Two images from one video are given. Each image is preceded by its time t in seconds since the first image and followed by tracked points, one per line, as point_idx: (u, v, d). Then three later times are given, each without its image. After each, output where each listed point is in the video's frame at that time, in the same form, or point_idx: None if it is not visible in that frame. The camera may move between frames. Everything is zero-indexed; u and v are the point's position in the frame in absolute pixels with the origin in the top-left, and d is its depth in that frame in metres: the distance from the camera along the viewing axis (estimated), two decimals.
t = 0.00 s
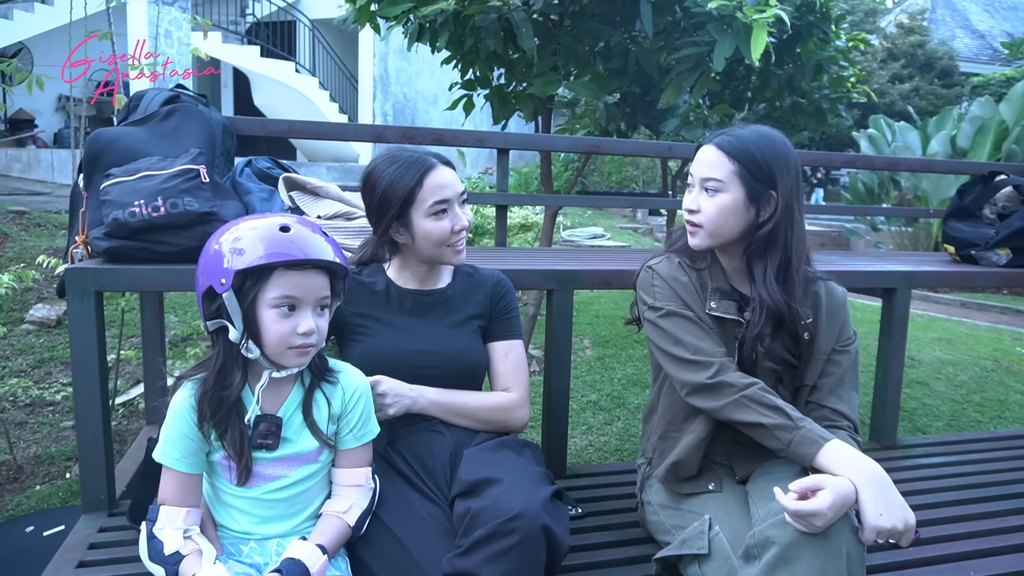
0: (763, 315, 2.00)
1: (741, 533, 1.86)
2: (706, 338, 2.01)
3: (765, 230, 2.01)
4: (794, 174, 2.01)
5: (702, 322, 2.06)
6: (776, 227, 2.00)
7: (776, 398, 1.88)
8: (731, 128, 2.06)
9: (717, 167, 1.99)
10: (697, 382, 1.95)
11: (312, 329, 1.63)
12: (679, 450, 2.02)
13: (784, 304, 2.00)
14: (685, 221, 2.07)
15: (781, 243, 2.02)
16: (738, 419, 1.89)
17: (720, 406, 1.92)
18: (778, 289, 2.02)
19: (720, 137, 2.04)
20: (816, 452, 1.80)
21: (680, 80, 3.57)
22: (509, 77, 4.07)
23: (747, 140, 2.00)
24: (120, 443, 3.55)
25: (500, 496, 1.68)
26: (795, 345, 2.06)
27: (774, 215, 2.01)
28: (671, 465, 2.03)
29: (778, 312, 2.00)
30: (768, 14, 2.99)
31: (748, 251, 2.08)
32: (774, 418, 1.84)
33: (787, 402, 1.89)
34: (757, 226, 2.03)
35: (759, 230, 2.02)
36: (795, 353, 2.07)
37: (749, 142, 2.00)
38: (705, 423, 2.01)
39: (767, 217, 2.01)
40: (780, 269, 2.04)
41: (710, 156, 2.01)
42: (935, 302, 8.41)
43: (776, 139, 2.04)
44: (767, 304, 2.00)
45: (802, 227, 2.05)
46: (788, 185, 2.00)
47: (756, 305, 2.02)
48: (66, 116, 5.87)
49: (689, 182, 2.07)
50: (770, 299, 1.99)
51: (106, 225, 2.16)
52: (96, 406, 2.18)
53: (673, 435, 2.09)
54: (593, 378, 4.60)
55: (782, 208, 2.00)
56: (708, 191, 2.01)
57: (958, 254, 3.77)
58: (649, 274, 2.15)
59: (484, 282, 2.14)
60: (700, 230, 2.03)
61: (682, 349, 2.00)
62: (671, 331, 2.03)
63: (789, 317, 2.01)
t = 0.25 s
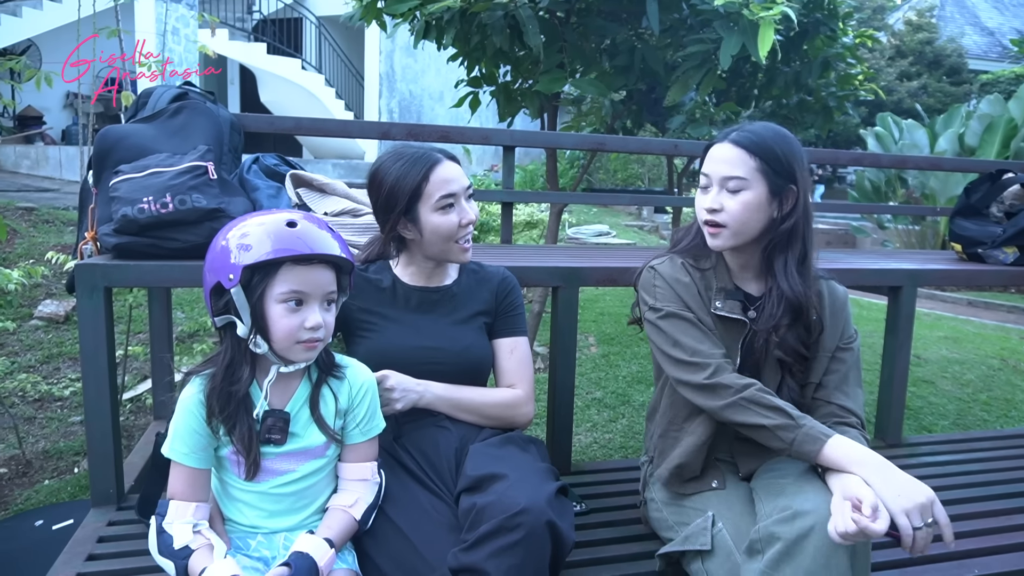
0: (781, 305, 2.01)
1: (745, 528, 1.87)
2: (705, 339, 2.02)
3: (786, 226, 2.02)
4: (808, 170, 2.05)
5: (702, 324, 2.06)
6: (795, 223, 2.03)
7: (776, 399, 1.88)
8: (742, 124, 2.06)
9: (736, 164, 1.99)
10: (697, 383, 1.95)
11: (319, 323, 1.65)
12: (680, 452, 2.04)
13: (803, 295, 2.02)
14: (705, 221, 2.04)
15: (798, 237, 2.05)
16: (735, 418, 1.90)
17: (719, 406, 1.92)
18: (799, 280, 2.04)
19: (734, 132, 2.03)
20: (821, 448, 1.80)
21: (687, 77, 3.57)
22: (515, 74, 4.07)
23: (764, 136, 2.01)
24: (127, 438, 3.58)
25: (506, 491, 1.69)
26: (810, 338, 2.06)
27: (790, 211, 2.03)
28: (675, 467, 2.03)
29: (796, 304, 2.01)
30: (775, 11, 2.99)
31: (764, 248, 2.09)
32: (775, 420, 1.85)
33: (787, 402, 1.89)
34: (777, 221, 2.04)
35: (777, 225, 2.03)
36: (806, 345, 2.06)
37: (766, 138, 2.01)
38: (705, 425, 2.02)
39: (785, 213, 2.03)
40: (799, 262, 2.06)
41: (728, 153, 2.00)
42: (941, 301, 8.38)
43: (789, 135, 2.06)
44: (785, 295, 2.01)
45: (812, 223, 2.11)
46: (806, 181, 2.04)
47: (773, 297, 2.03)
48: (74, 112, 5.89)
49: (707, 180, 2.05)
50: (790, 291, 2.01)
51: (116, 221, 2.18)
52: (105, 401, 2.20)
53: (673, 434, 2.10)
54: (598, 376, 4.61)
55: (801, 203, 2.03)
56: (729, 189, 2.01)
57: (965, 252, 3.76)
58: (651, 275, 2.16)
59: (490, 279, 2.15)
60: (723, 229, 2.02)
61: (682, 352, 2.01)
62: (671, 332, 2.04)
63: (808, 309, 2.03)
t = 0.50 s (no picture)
0: (799, 289, 2.08)
1: (744, 526, 1.88)
2: (694, 338, 2.03)
3: (795, 224, 2.07)
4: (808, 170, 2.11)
5: (690, 325, 2.07)
6: (802, 219, 2.08)
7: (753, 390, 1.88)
8: (745, 122, 2.08)
9: (752, 159, 2.00)
10: (678, 380, 1.97)
11: (319, 323, 1.66)
12: (674, 461, 2.04)
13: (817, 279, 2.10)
14: (722, 218, 2.03)
15: (804, 232, 2.10)
16: (713, 414, 1.90)
17: (698, 403, 1.92)
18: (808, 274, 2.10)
19: (741, 129, 2.05)
20: (796, 437, 1.80)
21: (689, 77, 3.57)
22: (517, 74, 4.08)
23: (773, 133, 2.04)
24: (130, 436, 3.59)
25: (506, 489, 1.70)
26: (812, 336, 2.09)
27: (798, 207, 2.07)
28: (671, 474, 2.04)
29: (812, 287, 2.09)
30: (777, 11, 2.99)
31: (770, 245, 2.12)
32: (750, 412, 1.85)
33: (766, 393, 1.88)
34: (787, 217, 2.08)
35: (785, 222, 2.08)
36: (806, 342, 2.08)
37: (775, 134, 2.03)
38: (695, 430, 2.03)
39: (794, 208, 2.07)
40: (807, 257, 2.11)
41: (740, 149, 2.01)
42: (944, 301, 8.38)
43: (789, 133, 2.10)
44: (801, 280, 2.09)
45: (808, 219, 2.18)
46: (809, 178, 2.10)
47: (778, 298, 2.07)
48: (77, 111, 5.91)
49: (719, 177, 2.04)
50: (805, 276, 2.08)
51: (118, 220, 2.19)
52: (107, 398, 2.21)
53: (664, 438, 2.12)
54: (599, 375, 4.62)
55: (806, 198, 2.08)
56: (749, 185, 2.01)
57: (966, 252, 3.76)
58: (642, 277, 2.17)
59: (491, 279, 2.16)
60: (742, 224, 2.01)
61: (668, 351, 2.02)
62: (658, 332, 2.05)
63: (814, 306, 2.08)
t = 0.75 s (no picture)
0: (798, 290, 2.07)
1: (746, 523, 1.88)
2: (696, 345, 2.04)
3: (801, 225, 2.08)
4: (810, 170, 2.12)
5: (693, 330, 2.07)
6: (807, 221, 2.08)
7: (748, 416, 1.89)
8: (754, 122, 2.09)
9: (762, 159, 2.01)
10: (682, 396, 1.98)
11: (323, 321, 1.66)
12: (676, 461, 2.05)
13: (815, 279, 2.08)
14: (729, 216, 2.03)
15: (806, 234, 2.10)
16: (712, 433, 1.92)
17: (698, 419, 1.95)
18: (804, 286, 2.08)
19: (750, 128, 2.06)
20: (781, 471, 1.81)
21: (692, 74, 3.56)
22: (519, 71, 4.07)
23: (781, 134, 2.04)
24: (134, 433, 3.60)
25: (508, 486, 1.70)
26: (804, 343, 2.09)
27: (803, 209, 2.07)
28: (672, 473, 2.05)
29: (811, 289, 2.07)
30: (780, 8, 2.98)
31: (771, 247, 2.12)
32: (742, 438, 1.86)
33: (760, 419, 1.89)
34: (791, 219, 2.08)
35: (790, 223, 2.08)
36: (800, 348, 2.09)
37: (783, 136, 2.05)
38: (694, 434, 2.03)
39: (800, 210, 2.07)
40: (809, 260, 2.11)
41: (751, 148, 2.02)
42: (947, 298, 8.36)
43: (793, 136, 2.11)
44: (801, 282, 2.07)
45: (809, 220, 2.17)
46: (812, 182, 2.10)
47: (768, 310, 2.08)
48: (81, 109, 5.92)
49: (728, 177, 2.04)
50: (805, 277, 2.07)
51: (122, 217, 2.19)
52: (112, 395, 2.22)
53: (666, 440, 2.12)
54: (602, 373, 4.62)
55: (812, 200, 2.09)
56: (759, 186, 2.02)
57: (970, 249, 3.76)
58: (643, 281, 2.16)
59: (494, 275, 2.16)
60: (752, 223, 2.01)
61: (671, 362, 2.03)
62: (660, 340, 2.06)
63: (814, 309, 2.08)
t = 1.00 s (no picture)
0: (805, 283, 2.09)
1: (752, 522, 1.89)
2: (717, 334, 2.04)
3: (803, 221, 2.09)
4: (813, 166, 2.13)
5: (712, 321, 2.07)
6: (808, 216, 2.10)
7: (779, 405, 1.90)
8: (750, 122, 2.10)
9: (762, 161, 2.01)
10: (709, 383, 1.97)
11: (334, 320, 1.67)
12: (686, 452, 2.05)
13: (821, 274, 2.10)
14: (734, 220, 2.04)
15: (808, 228, 2.12)
16: (738, 420, 1.92)
17: (722, 406, 1.95)
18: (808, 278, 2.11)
19: (747, 129, 2.07)
20: (798, 467, 1.82)
21: (697, 72, 3.55)
22: (524, 69, 4.07)
23: (778, 133, 2.05)
24: (141, 431, 3.62)
25: (514, 484, 1.71)
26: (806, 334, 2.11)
27: (805, 204, 2.08)
28: (681, 466, 2.05)
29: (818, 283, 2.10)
30: (785, 5, 2.97)
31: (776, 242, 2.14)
32: (770, 426, 1.87)
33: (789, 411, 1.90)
34: (794, 215, 2.10)
35: (792, 219, 2.09)
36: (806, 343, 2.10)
37: (782, 136, 2.05)
38: (711, 423, 2.03)
39: (801, 206, 2.08)
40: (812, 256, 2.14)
41: (750, 150, 2.02)
42: (954, 296, 8.33)
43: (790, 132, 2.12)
44: (806, 275, 2.09)
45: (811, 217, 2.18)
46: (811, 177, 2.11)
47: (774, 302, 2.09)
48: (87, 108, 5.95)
49: (729, 180, 2.05)
50: (809, 271, 2.09)
51: (130, 216, 2.20)
52: (120, 393, 2.23)
53: (680, 435, 2.11)
54: (607, 371, 4.62)
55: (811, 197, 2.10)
56: (760, 187, 2.02)
57: (977, 247, 3.75)
58: (654, 275, 2.16)
59: (500, 274, 2.17)
60: (756, 224, 2.02)
61: (690, 350, 2.02)
62: (679, 330, 2.05)
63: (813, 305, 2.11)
